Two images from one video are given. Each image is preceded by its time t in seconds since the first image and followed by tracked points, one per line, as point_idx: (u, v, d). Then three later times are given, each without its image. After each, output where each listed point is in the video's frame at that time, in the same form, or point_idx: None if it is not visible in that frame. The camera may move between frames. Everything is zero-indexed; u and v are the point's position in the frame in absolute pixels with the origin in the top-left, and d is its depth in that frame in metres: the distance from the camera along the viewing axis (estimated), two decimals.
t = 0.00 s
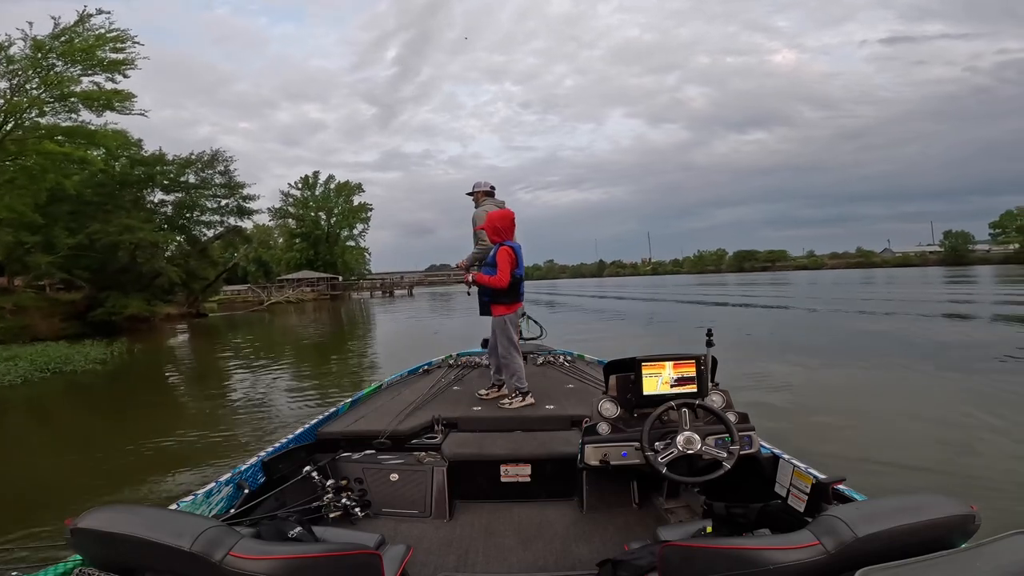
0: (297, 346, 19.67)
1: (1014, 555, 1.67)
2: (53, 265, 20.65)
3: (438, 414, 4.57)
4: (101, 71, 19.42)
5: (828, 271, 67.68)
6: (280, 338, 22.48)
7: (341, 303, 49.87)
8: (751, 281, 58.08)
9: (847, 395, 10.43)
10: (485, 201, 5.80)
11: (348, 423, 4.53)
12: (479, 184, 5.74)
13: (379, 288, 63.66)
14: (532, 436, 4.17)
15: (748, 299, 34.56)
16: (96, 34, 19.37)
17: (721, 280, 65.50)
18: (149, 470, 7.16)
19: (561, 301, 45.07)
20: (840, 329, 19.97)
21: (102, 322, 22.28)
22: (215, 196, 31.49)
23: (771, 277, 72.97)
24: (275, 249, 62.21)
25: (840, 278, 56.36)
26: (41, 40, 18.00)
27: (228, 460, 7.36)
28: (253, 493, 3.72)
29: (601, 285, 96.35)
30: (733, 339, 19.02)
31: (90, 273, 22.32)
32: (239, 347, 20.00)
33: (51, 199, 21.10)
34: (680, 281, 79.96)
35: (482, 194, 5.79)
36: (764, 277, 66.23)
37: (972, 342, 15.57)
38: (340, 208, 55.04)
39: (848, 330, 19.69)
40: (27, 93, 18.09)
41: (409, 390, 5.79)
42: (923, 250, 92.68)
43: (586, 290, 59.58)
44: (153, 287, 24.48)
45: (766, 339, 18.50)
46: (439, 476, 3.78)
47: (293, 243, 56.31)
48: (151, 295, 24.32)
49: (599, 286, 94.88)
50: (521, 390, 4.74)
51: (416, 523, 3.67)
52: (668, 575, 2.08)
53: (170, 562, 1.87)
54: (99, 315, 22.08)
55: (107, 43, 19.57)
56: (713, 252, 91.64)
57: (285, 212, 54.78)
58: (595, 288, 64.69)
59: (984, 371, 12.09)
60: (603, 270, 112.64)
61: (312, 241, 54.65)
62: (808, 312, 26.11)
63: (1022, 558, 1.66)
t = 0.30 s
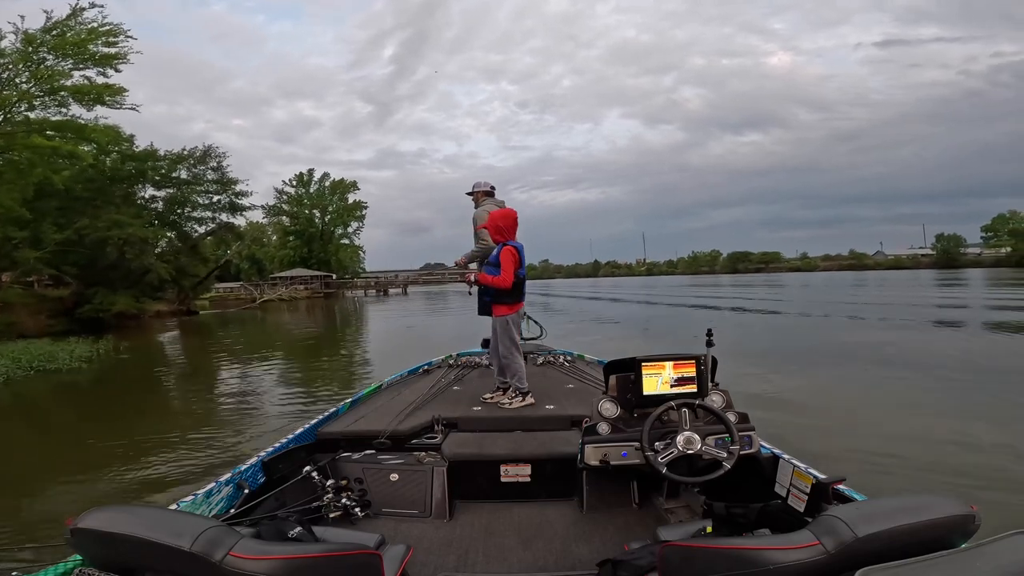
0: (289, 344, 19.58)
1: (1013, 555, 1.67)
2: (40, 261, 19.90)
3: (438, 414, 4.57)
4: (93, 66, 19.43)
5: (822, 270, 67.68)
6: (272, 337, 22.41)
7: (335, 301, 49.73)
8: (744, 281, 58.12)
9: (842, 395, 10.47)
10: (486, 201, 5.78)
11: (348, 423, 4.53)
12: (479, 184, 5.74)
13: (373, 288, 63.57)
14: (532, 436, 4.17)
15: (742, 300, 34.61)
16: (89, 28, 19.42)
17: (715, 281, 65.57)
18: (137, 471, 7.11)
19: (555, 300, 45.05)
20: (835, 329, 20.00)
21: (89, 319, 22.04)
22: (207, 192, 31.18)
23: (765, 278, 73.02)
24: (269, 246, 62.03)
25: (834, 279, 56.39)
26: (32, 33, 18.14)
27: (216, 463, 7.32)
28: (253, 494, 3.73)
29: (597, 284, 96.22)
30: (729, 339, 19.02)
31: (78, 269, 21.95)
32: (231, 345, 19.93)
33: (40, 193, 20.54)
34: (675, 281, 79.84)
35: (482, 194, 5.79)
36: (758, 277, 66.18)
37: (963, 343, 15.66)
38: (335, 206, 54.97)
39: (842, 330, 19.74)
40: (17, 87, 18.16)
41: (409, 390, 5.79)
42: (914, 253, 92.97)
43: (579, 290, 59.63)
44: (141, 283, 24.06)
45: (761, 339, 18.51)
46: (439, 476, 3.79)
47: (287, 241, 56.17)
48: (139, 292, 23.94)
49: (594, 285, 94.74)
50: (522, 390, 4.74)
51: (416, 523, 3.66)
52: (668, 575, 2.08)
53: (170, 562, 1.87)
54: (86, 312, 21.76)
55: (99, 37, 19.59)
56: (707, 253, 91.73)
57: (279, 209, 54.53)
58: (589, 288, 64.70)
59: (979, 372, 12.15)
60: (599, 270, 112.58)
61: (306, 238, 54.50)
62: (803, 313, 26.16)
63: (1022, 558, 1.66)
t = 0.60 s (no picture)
0: (283, 342, 19.50)
1: (1014, 556, 1.67)
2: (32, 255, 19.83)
3: (438, 414, 4.58)
4: (92, 59, 19.53)
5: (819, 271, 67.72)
6: (269, 334, 22.31)
7: (330, 300, 49.62)
8: (739, 285, 58.18)
9: (841, 396, 10.48)
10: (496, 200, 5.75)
11: (348, 423, 4.54)
12: (491, 183, 5.72)
13: (369, 287, 63.53)
14: (533, 436, 4.17)
15: (738, 304, 34.63)
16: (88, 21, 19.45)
17: (710, 284, 65.64)
18: (110, 471, 7.07)
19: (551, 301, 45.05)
20: (832, 330, 20.05)
21: (80, 314, 21.84)
22: (203, 187, 31.04)
23: (761, 280, 73.10)
24: (265, 243, 61.91)
25: (830, 283, 56.45)
26: (30, 25, 18.18)
27: (189, 463, 7.21)
28: (253, 494, 3.72)
29: (594, 283, 96.13)
30: (726, 339, 19.05)
31: (70, 263, 21.75)
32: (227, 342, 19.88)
33: (33, 186, 20.32)
34: (672, 281, 79.74)
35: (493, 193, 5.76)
36: (754, 278, 66.16)
37: (959, 346, 15.65)
38: (333, 204, 54.94)
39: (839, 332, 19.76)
40: (12, 79, 18.15)
41: (409, 390, 5.79)
42: (909, 260, 93.53)
43: (576, 292, 59.64)
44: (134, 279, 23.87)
45: (759, 339, 18.54)
46: (439, 476, 3.79)
47: (284, 238, 56.06)
48: (132, 287, 23.62)
49: (591, 284, 94.64)
50: (521, 391, 4.75)
51: (416, 523, 3.66)
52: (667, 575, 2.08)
53: (170, 562, 1.87)
54: (77, 306, 21.58)
55: (98, 30, 19.61)
56: (704, 256, 91.83)
57: (275, 206, 54.34)
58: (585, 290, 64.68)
59: (977, 374, 12.17)
60: (596, 271, 112.62)
61: (303, 236, 54.40)
62: (799, 316, 26.20)
63: (1022, 558, 1.66)
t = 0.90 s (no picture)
0: (276, 342, 19.41)
1: (1014, 555, 1.67)
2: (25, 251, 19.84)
3: (438, 415, 4.58)
4: (90, 54, 19.48)
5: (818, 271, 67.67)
6: (265, 334, 22.25)
7: (328, 300, 49.55)
8: (737, 286, 58.12)
9: (840, 396, 10.50)
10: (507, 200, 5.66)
11: (348, 423, 4.54)
12: (505, 182, 5.66)
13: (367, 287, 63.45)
14: (532, 435, 4.18)
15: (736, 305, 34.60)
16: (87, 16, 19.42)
17: (709, 287, 65.59)
18: (89, 472, 7.01)
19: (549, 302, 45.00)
20: (830, 331, 20.05)
21: (73, 311, 21.73)
22: (201, 185, 31.09)
23: (760, 282, 73.08)
24: (263, 243, 61.82)
25: (828, 285, 56.35)
26: (28, 20, 18.14)
27: (174, 464, 7.16)
28: (252, 494, 3.72)
29: (592, 284, 96.01)
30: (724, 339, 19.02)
31: (64, 259, 21.81)
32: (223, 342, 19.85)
33: (28, 181, 20.44)
34: (670, 282, 79.61)
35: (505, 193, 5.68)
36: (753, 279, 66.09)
37: (958, 347, 15.65)
38: (331, 204, 54.95)
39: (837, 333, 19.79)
40: (10, 74, 18.17)
41: (409, 390, 5.79)
42: (908, 264, 93.53)
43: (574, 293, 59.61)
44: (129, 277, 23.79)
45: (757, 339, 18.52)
46: (439, 476, 3.79)
47: (282, 237, 55.94)
48: (126, 285, 23.55)
49: (589, 284, 94.53)
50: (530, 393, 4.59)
51: (416, 523, 3.66)
52: (667, 575, 2.08)
53: (170, 563, 1.87)
54: (71, 304, 21.48)
55: (97, 25, 19.59)
56: (703, 259, 91.81)
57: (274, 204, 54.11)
58: (583, 292, 64.64)
59: (974, 374, 12.19)
60: (595, 272, 112.55)
61: (301, 235, 54.31)
62: (797, 317, 26.20)
63: (1022, 558, 1.66)
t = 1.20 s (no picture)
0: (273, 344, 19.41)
1: (1014, 556, 1.67)
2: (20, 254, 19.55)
3: (438, 415, 4.58)
4: (83, 54, 19.46)
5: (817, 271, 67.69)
6: (265, 336, 22.15)
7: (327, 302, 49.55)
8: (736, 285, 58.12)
9: (842, 395, 10.52)
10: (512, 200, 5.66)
11: (348, 423, 4.54)
12: (511, 182, 5.66)
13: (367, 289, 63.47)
14: (533, 435, 4.18)
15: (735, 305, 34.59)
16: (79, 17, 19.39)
17: (709, 286, 65.52)
18: (81, 475, 6.97)
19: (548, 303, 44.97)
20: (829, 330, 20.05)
21: (68, 314, 21.70)
22: (197, 186, 31.12)
23: (759, 281, 73.01)
24: (261, 245, 61.83)
25: (827, 283, 56.30)
26: (20, 20, 18.13)
27: (170, 466, 7.16)
28: (252, 494, 3.72)
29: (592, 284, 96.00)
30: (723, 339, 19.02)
31: (59, 263, 21.52)
32: (222, 344, 19.77)
33: (23, 184, 20.22)
34: (670, 283, 79.60)
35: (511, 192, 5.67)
36: (752, 279, 66.08)
37: (957, 347, 15.65)
38: (329, 205, 55.01)
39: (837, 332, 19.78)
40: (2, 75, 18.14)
41: (409, 390, 5.79)
42: (908, 262, 93.46)
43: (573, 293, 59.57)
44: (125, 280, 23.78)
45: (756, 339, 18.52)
46: (438, 476, 3.80)
47: (280, 238, 55.92)
48: (122, 288, 23.56)
49: (589, 284, 94.52)
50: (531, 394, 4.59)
51: (416, 523, 3.66)
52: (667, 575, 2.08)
53: (170, 563, 1.87)
54: (66, 307, 21.47)
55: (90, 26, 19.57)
56: (702, 258, 91.70)
57: (273, 206, 53.78)
58: (582, 291, 64.59)
59: (975, 374, 12.19)
60: (594, 272, 112.48)
61: (299, 237, 54.26)
62: (796, 316, 26.20)
63: (1022, 558, 1.66)
